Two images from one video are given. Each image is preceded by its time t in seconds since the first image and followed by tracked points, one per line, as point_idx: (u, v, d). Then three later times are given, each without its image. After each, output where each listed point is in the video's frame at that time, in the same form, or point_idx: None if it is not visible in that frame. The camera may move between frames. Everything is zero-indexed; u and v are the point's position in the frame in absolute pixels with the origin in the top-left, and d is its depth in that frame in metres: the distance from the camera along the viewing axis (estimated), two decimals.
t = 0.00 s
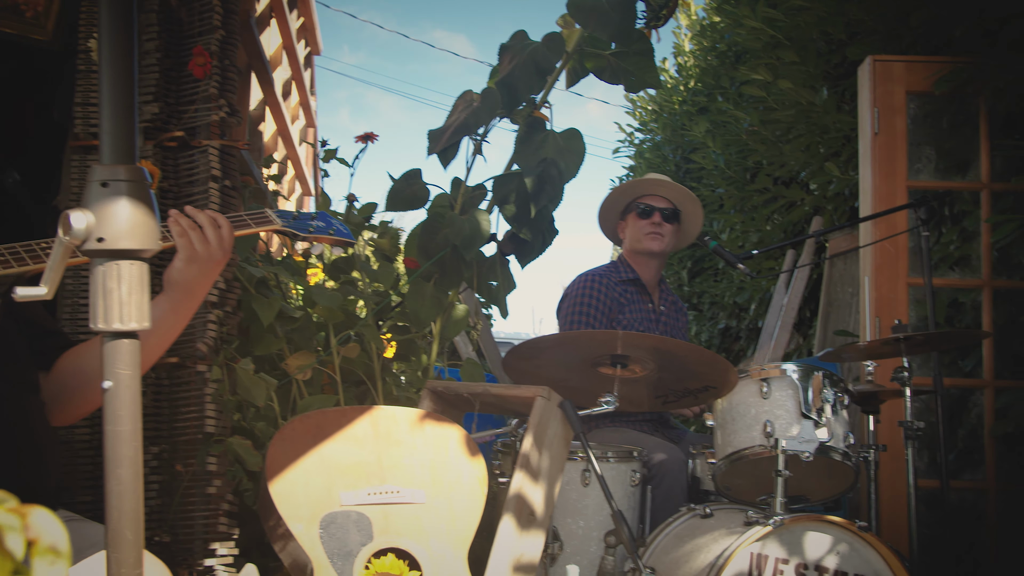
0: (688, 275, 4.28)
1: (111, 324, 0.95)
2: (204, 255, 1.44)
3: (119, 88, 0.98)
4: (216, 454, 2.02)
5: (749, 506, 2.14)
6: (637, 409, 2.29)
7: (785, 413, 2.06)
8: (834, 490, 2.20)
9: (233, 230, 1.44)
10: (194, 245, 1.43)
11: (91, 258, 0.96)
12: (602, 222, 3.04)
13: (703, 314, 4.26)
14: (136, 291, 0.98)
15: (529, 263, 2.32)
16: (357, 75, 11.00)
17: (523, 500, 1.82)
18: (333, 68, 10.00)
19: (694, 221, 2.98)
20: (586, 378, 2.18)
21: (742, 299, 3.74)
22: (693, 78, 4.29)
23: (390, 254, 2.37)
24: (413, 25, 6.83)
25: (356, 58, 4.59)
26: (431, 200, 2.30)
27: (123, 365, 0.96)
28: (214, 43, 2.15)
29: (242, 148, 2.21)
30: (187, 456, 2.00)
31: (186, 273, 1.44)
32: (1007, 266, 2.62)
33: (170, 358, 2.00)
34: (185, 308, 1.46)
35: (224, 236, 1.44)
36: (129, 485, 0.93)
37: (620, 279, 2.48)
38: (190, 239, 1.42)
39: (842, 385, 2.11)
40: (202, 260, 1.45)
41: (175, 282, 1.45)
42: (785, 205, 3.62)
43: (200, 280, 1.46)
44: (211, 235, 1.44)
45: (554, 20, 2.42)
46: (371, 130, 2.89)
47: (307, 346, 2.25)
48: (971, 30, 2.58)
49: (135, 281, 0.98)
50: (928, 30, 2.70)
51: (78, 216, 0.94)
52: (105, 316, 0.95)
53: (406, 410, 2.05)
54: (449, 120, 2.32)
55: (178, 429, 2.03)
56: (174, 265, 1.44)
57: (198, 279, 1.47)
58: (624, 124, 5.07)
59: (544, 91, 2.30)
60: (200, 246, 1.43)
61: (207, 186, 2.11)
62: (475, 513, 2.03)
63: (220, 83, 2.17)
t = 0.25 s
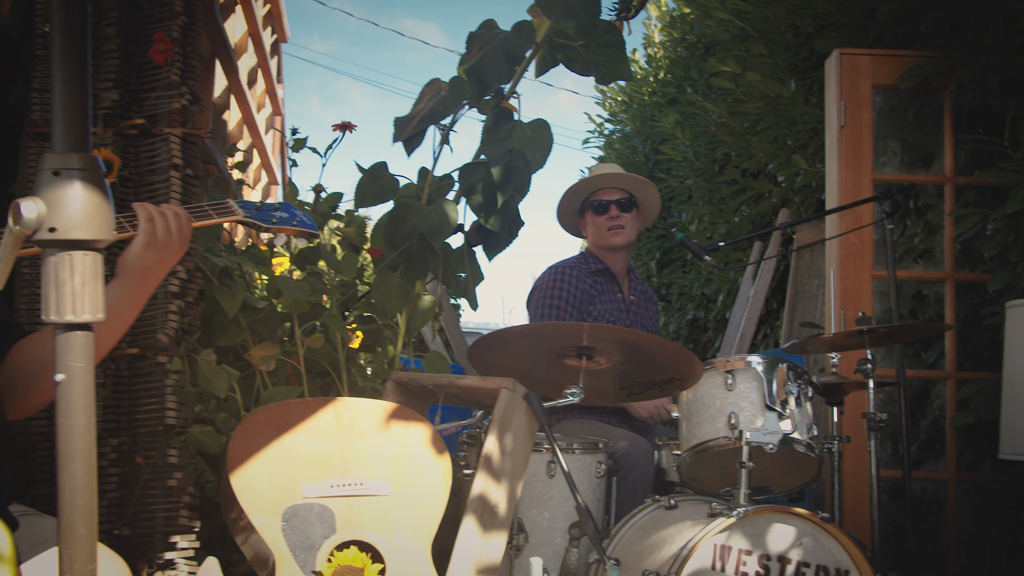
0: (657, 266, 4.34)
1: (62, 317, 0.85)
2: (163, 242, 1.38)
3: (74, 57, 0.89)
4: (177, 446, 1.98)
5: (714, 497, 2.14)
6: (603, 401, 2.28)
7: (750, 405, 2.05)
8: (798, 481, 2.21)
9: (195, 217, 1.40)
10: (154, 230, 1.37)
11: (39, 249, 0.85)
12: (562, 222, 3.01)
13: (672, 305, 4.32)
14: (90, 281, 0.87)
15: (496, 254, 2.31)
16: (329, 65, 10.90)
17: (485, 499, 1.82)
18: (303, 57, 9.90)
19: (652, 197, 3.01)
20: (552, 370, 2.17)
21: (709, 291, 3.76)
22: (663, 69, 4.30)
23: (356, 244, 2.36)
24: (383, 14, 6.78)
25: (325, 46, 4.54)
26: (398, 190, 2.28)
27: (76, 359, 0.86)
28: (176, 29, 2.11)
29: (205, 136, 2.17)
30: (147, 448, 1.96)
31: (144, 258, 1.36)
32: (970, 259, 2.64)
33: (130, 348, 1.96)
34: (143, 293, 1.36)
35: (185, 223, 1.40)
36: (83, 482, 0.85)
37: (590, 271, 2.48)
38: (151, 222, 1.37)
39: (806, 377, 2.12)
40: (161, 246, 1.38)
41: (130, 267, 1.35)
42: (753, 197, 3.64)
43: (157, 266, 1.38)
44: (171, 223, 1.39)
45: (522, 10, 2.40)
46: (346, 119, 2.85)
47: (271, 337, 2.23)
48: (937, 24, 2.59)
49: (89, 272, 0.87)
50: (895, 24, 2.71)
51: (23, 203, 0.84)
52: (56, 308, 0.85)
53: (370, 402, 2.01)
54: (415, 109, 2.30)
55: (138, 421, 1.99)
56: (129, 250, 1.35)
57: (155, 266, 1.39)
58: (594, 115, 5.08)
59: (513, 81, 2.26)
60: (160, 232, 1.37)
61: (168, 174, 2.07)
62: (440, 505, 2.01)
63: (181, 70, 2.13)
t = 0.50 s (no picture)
0: (629, 258, 4.39)
1: (19, 312, 0.81)
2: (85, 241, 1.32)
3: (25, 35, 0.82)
4: (142, 441, 1.96)
5: (682, 492, 2.15)
6: (571, 394, 2.29)
7: (717, 399, 2.06)
8: (763, 475, 2.22)
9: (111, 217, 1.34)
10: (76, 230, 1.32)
11: None
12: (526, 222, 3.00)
13: (643, 298, 4.36)
14: (47, 279, 0.83)
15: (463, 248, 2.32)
16: (301, 54, 10.79)
17: (451, 501, 1.81)
18: (277, 47, 9.86)
19: (612, 186, 3.04)
20: (521, 364, 2.17)
21: (679, 284, 3.78)
22: (635, 62, 4.31)
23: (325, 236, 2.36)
24: (353, 3, 6.71)
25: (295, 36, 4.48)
26: (368, 183, 2.27)
27: (34, 354, 0.82)
28: (140, 19, 2.07)
29: (170, 128, 2.13)
30: (111, 444, 1.93)
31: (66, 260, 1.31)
32: (936, 254, 2.67)
33: (93, 343, 1.93)
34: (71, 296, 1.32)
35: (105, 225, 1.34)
36: (41, 479, 0.81)
37: (557, 266, 2.52)
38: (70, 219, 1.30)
39: (775, 371, 2.12)
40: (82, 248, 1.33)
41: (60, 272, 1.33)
42: (724, 191, 3.65)
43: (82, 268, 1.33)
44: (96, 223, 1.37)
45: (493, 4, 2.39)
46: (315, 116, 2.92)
47: (238, 331, 2.21)
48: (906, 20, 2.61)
49: (47, 268, 0.83)
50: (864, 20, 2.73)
51: None
52: (13, 305, 0.81)
53: (337, 397, 2.01)
54: (385, 102, 2.29)
55: (101, 416, 1.96)
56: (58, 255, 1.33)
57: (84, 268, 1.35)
58: (566, 107, 5.09)
59: (484, 75, 2.25)
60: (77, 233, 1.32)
61: (132, 167, 2.03)
62: (407, 499, 2.01)
63: (146, 61, 2.10)
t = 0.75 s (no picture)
0: (600, 255, 4.41)
1: None
2: (48, 247, 1.55)
3: None
4: (105, 440, 1.94)
5: (648, 490, 2.16)
6: (540, 393, 2.29)
7: (685, 397, 2.06)
8: (730, 473, 2.23)
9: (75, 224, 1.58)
10: (36, 240, 1.55)
11: None
12: (493, 222, 3.01)
13: (614, 294, 4.38)
14: None
15: (433, 246, 2.30)
16: (274, 48, 10.68)
17: (417, 506, 1.83)
18: (251, 41, 9.80)
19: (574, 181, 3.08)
20: (488, 363, 2.17)
21: (650, 281, 3.79)
22: (608, 59, 4.38)
23: (293, 233, 2.35)
24: None
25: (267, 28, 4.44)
26: (336, 180, 2.26)
27: None
28: (104, 13, 2.05)
29: (135, 124, 2.10)
30: (73, 443, 1.91)
31: (33, 267, 1.53)
32: (902, 252, 2.70)
33: (55, 341, 1.92)
34: (40, 297, 1.53)
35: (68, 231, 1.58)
36: None
37: (525, 265, 2.57)
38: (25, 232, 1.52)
39: (740, 369, 2.14)
40: (44, 254, 1.55)
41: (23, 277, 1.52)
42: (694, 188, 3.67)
43: (48, 270, 1.55)
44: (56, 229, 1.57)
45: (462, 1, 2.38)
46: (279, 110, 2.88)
47: (204, 329, 2.19)
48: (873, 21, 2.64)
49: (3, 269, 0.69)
50: (832, 20, 2.75)
51: None
52: None
53: (304, 395, 1.99)
54: (354, 98, 2.28)
55: (63, 415, 1.94)
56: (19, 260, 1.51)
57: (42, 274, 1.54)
58: (538, 103, 5.11)
59: (453, 72, 2.25)
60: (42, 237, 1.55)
61: (95, 163, 2.01)
62: (373, 498, 1.99)
63: (110, 56, 2.06)
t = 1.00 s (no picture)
0: (569, 252, 4.42)
1: None
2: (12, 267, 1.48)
3: None
4: (61, 438, 1.92)
5: (611, 486, 2.18)
6: (504, 389, 2.28)
7: (647, 395, 2.07)
8: (691, 470, 2.25)
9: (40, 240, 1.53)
10: None
11: None
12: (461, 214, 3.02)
13: (583, 291, 4.40)
14: None
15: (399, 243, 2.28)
16: (245, 43, 10.56)
17: (380, 494, 1.82)
18: (221, 35, 9.72)
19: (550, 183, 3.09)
20: (451, 359, 2.17)
21: (619, 278, 3.80)
22: (578, 56, 4.42)
23: (257, 230, 2.32)
24: None
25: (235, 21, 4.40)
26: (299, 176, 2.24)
27: None
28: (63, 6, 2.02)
29: (94, 119, 2.09)
30: (29, 441, 1.89)
31: None
32: (865, 251, 2.73)
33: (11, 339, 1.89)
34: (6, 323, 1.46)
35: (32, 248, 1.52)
36: None
37: (492, 262, 2.59)
38: None
39: (702, 367, 2.15)
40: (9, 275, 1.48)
41: None
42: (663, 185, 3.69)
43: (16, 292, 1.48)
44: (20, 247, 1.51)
45: None
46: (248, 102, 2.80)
47: (166, 326, 2.17)
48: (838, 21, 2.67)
49: None
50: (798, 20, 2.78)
51: None
52: None
53: (266, 393, 1.94)
54: (318, 93, 2.25)
55: (18, 413, 1.91)
56: None
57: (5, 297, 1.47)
58: (509, 100, 5.13)
59: (418, 68, 2.26)
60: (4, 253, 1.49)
61: (53, 159, 1.99)
62: (333, 496, 1.97)
63: (69, 50, 2.03)
